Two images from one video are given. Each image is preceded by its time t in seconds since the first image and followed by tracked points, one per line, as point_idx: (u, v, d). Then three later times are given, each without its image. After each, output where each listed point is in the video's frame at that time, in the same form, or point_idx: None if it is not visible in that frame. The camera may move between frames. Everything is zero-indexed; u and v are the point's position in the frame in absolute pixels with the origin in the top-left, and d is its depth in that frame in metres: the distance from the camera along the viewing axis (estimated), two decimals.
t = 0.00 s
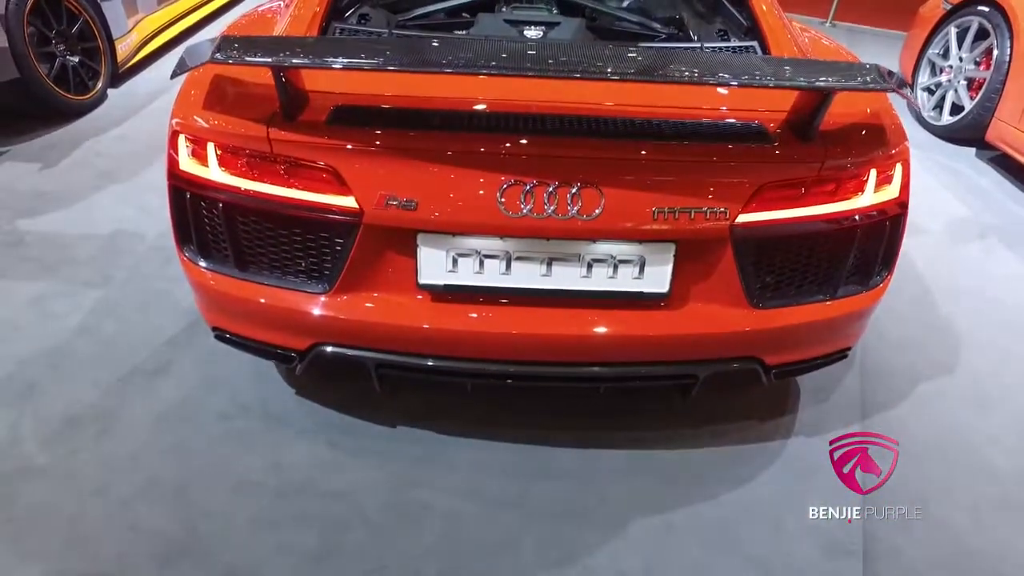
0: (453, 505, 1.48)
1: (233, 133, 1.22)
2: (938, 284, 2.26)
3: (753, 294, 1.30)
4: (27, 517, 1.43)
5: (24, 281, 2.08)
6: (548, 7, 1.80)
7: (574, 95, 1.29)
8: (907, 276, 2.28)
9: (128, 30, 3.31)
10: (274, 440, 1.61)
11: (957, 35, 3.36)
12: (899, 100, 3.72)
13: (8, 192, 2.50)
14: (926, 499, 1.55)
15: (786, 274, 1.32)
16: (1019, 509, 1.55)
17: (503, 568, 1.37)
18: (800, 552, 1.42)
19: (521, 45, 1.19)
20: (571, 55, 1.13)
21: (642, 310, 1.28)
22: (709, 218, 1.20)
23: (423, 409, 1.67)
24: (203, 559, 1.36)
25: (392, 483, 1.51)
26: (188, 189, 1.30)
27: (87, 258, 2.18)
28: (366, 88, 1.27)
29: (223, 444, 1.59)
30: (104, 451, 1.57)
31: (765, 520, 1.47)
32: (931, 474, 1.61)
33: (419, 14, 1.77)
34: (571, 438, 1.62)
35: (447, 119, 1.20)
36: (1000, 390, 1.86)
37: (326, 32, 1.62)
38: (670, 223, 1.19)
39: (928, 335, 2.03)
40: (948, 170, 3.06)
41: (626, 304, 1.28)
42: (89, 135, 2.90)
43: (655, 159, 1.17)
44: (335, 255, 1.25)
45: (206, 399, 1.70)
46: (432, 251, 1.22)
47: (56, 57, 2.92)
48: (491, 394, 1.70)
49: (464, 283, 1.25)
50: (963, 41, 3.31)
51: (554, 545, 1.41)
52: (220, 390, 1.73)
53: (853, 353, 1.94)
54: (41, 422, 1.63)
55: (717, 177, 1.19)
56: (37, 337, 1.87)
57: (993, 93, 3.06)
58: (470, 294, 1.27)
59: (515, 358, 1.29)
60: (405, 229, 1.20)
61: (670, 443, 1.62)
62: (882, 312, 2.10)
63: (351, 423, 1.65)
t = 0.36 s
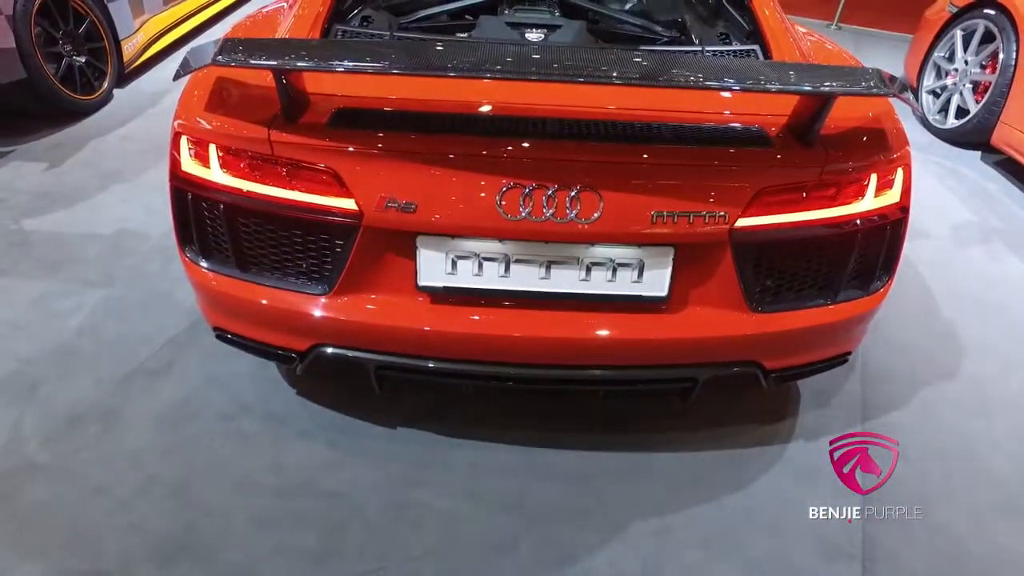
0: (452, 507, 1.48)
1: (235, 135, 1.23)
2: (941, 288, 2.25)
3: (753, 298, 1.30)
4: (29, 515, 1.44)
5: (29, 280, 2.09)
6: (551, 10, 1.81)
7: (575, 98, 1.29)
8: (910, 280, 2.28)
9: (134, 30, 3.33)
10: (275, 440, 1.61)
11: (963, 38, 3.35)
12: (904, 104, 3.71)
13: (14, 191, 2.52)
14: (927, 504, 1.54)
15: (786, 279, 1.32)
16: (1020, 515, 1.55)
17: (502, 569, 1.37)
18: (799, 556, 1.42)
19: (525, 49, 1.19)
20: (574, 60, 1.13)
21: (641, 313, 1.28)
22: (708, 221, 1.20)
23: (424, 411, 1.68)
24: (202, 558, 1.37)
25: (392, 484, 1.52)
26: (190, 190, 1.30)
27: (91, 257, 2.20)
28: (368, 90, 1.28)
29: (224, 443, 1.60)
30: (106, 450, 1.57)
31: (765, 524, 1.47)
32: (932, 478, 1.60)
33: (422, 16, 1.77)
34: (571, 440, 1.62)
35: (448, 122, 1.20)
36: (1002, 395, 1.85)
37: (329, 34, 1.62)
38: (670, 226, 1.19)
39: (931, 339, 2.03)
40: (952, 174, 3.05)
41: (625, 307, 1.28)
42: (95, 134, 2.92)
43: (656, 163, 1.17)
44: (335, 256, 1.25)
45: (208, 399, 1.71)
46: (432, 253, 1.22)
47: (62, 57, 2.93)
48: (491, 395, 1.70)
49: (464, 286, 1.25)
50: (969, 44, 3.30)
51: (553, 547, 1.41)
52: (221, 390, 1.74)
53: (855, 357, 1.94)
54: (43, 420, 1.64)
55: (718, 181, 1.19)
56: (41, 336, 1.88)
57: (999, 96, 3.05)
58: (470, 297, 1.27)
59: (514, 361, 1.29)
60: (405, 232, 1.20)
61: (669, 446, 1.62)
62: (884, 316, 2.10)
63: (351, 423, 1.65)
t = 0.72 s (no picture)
0: (452, 506, 1.48)
1: (239, 133, 1.23)
2: (949, 292, 2.23)
3: (756, 300, 1.30)
4: (32, 508, 1.44)
5: (36, 275, 2.10)
6: (556, 10, 1.80)
7: (580, 98, 1.29)
8: (918, 284, 2.26)
9: (144, 28, 3.35)
10: (277, 437, 1.61)
11: (975, 40, 3.32)
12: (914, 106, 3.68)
13: (23, 187, 2.53)
14: (931, 509, 1.53)
15: (790, 281, 1.31)
16: None
17: (501, 569, 1.36)
18: (800, 560, 1.41)
19: (532, 48, 1.19)
20: (581, 59, 1.13)
21: (643, 314, 1.28)
22: (711, 222, 1.19)
23: (426, 410, 1.68)
24: (203, 553, 1.37)
25: (392, 483, 1.52)
26: (194, 187, 1.31)
27: (98, 253, 2.21)
28: (373, 89, 1.28)
29: (227, 440, 1.60)
30: (109, 445, 1.58)
31: (766, 527, 1.46)
32: (936, 484, 1.59)
33: (427, 15, 1.77)
34: (572, 441, 1.62)
35: (453, 121, 1.20)
36: (1009, 400, 1.84)
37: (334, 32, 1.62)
38: (673, 227, 1.18)
39: (937, 343, 2.01)
40: (963, 177, 3.02)
41: (627, 308, 1.28)
42: (104, 131, 2.94)
43: (660, 163, 1.16)
44: (337, 254, 1.26)
45: (211, 395, 1.72)
46: (433, 252, 1.22)
47: (73, 55, 2.95)
48: (492, 395, 1.70)
49: (465, 284, 1.25)
50: (981, 46, 3.27)
51: (552, 548, 1.41)
52: (224, 386, 1.74)
53: (860, 360, 1.92)
54: (48, 414, 1.65)
55: (722, 182, 1.18)
56: (47, 331, 1.89)
57: (1010, 99, 3.01)
58: (472, 296, 1.27)
59: (515, 361, 1.29)
60: (408, 230, 1.20)
61: (672, 448, 1.62)
62: (890, 319, 2.09)
63: (352, 422, 1.65)
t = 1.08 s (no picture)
0: (456, 505, 1.49)
1: (251, 132, 1.24)
2: (959, 298, 2.22)
3: (761, 303, 1.30)
4: (43, 499, 1.47)
5: (50, 270, 2.13)
6: (566, 12, 1.81)
7: (588, 100, 1.29)
8: (927, 289, 2.25)
9: (159, 28, 3.38)
10: (284, 433, 1.63)
11: (989, 44, 3.30)
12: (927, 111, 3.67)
13: (38, 183, 2.57)
14: (936, 515, 1.53)
15: (796, 284, 1.32)
16: None
17: (503, 568, 1.37)
18: (803, 563, 1.41)
19: (542, 51, 1.19)
20: (591, 62, 1.13)
21: (647, 316, 1.28)
22: (717, 225, 1.20)
23: (432, 409, 1.68)
24: (209, 547, 1.39)
25: (397, 481, 1.53)
26: (205, 185, 1.32)
27: (111, 249, 2.24)
28: (384, 90, 1.29)
29: (234, 435, 1.62)
30: (119, 438, 1.60)
31: (769, 530, 1.47)
32: (942, 490, 1.59)
33: (438, 16, 1.78)
34: (577, 441, 1.63)
35: (462, 122, 1.21)
36: (1017, 407, 1.83)
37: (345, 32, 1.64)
38: (679, 229, 1.19)
39: (946, 349, 2.00)
40: (975, 182, 3.01)
41: (632, 309, 1.29)
42: (118, 129, 2.97)
43: (668, 165, 1.17)
44: (345, 253, 1.27)
45: (219, 391, 1.74)
46: (440, 252, 1.23)
47: (89, 53, 2.98)
48: (497, 396, 1.71)
49: (471, 284, 1.26)
50: (995, 50, 3.26)
51: (555, 548, 1.41)
52: (233, 382, 1.76)
53: (867, 365, 1.92)
54: (60, 407, 1.68)
55: (729, 185, 1.18)
56: (60, 326, 1.92)
57: None
58: (478, 296, 1.28)
59: (520, 361, 1.30)
60: (416, 230, 1.21)
61: (676, 450, 1.62)
62: (898, 324, 2.08)
63: (359, 419, 1.67)
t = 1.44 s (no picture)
0: (464, 503, 1.49)
1: (264, 129, 1.25)
2: (972, 303, 2.21)
3: (772, 305, 1.30)
4: (55, 491, 1.48)
5: (65, 264, 2.15)
6: (578, 13, 1.81)
7: (601, 100, 1.29)
8: (940, 294, 2.24)
9: (175, 26, 3.41)
10: (293, 429, 1.64)
11: (1006, 46, 3.28)
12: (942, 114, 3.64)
13: (54, 179, 2.59)
14: (946, 522, 1.52)
15: (807, 287, 1.31)
16: None
17: (509, 567, 1.38)
18: (811, 567, 1.40)
19: (555, 51, 1.20)
20: (604, 62, 1.14)
21: (657, 316, 1.28)
22: (728, 227, 1.19)
23: (440, 407, 1.69)
24: (218, 541, 1.40)
25: (405, 478, 1.54)
26: (218, 181, 1.34)
27: (125, 244, 2.26)
28: (396, 88, 1.30)
29: (244, 431, 1.63)
30: (130, 432, 1.62)
31: (777, 534, 1.46)
32: (952, 496, 1.58)
33: (451, 16, 1.79)
34: (585, 442, 1.63)
35: (475, 121, 1.22)
36: None
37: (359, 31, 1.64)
38: (690, 230, 1.18)
39: (959, 355, 1.99)
40: (990, 186, 2.98)
41: (641, 309, 1.29)
42: (133, 126, 2.99)
43: (680, 165, 1.17)
44: (357, 250, 1.28)
45: (230, 387, 1.75)
46: (451, 250, 1.24)
47: (106, 51, 3.00)
48: (506, 396, 1.71)
49: (482, 283, 1.26)
50: (1012, 53, 3.23)
51: (561, 548, 1.41)
52: (244, 378, 1.77)
53: (878, 369, 1.91)
54: (73, 400, 1.69)
55: (742, 186, 1.18)
56: (74, 320, 1.94)
57: None
58: (489, 295, 1.28)
59: (529, 360, 1.30)
60: (426, 228, 1.21)
61: (684, 451, 1.62)
62: (910, 328, 2.07)
63: (368, 417, 1.67)
